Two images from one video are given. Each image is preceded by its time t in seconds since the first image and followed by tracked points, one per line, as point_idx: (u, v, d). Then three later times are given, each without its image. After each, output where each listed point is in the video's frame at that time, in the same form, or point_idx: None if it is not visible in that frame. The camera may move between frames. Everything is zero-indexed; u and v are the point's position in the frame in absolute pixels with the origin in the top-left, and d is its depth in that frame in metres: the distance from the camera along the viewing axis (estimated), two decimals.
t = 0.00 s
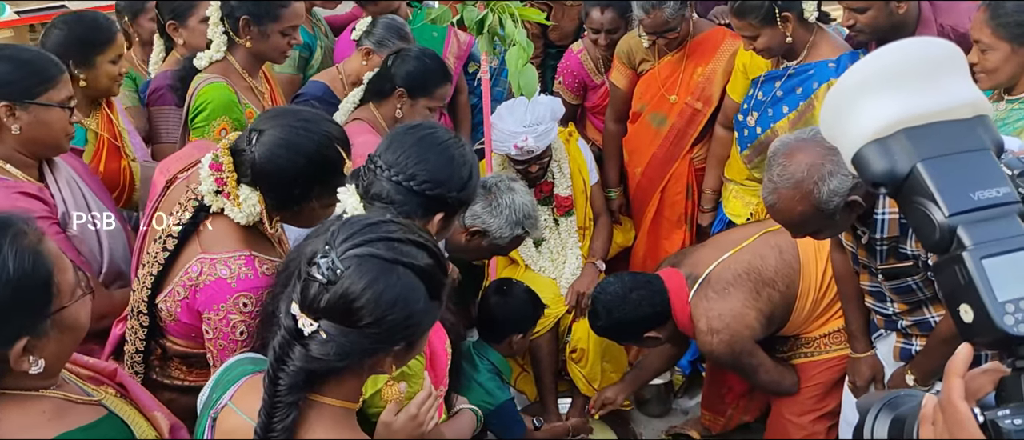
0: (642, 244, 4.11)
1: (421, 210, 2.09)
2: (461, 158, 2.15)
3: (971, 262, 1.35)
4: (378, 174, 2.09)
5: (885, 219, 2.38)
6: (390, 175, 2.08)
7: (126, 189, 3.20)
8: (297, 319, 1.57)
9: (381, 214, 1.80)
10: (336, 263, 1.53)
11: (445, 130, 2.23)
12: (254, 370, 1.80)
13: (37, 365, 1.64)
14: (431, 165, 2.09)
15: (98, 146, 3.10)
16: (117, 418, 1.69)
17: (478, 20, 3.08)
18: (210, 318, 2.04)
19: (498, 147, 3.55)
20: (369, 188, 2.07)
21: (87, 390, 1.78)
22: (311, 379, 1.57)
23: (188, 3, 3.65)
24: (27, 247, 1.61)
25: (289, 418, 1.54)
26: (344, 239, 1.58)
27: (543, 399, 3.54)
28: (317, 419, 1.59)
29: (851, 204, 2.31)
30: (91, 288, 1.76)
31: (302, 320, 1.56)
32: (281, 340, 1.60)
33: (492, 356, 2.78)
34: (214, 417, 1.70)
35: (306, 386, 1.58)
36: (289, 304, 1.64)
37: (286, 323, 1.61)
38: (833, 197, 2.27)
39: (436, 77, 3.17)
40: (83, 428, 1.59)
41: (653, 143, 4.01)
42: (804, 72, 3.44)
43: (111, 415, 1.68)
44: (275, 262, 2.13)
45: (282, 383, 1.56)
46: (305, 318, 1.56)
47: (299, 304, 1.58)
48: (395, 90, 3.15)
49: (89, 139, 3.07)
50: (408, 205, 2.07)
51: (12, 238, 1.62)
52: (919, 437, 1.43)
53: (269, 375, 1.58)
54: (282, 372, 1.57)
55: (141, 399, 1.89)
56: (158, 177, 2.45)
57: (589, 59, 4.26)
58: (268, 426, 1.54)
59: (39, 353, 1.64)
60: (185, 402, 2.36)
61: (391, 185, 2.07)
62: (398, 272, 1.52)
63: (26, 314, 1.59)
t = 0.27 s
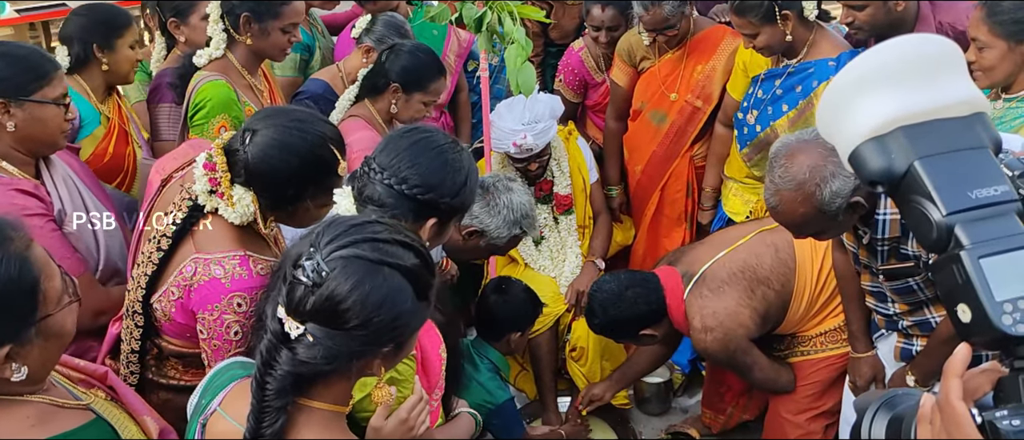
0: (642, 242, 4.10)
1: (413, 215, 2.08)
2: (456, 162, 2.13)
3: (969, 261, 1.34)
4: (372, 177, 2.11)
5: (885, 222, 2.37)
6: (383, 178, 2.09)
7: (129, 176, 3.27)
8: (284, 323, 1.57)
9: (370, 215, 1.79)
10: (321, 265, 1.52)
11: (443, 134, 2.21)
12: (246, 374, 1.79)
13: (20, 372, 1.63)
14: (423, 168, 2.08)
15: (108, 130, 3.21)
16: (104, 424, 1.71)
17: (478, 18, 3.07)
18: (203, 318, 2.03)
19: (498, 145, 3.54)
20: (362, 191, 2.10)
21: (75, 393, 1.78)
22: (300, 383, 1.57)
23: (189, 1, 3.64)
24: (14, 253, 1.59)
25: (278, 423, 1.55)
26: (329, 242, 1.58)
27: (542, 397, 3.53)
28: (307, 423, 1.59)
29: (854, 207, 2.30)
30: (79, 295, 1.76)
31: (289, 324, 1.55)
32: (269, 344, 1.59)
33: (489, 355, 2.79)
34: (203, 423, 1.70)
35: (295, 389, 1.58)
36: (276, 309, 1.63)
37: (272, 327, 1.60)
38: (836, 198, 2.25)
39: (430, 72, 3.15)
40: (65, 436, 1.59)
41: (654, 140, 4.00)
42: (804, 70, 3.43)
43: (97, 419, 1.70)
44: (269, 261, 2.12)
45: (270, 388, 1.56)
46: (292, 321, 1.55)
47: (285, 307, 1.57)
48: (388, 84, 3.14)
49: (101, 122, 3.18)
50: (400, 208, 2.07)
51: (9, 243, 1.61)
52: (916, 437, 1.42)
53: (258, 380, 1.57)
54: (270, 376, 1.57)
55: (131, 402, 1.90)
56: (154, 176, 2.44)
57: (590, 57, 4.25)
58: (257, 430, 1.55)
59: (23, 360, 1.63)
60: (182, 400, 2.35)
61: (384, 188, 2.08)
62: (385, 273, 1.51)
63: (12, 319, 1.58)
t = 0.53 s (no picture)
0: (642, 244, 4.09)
1: (412, 219, 2.08)
2: (456, 167, 2.13)
3: (970, 265, 1.33)
4: (372, 181, 2.10)
5: (886, 222, 2.36)
6: (383, 182, 2.08)
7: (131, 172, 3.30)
8: (284, 329, 1.56)
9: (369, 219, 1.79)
10: (321, 270, 1.52)
11: (442, 137, 2.21)
12: (245, 377, 1.80)
13: (15, 374, 1.62)
14: (423, 172, 2.08)
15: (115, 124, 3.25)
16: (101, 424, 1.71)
17: (477, 19, 3.07)
18: (204, 320, 2.03)
19: (497, 146, 3.54)
20: (362, 196, 2.09)
21: (71, 395, 1.78)
22: (300, 388, 1.57)
23: (189, 3, 3.64)
24: (4, 255, 1.58)
25: (278, 428, 1.55)
26: (329, 246, 1.57)
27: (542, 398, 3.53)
28: (308, 427, 1.59)
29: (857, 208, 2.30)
30: (72, 296, 1.76)
31: (288, 329, 1.55)
32: (269, 349, 1.59)
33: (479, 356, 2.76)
34: (204, 426, 1.70)
35: (295, 394, 1.57)
36: (275, 313, 1.63)
37: (272, 332, 1.60)
38: (838, 196, 2.25)
39: (426, 71, 3.15)
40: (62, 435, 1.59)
41: (654, 141, 4.00)
42: (804, 71, 3.43)
43: (95, 418, 1.71)
44: (269, 263, 2.12)
45: (270, 393, 1.55)
46: (291, 326, 1.55)
47: (285, 313, 1.57)
48: (385, 84, 3.14)
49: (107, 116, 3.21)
50: (399, 213, 2.06)
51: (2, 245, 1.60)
52: None
53: (258, 385, 1.57)
54: (270, 382, 1.56)
55: (128, 403, 1.91)
56: (153, 178, 2.45)
57: (591, 58, 4.26)
58: (258, 435, 1.55)
59: (16, 363, 1.62)
60: (182, 401, 2.36)
61: (383, 192, 2.07)
62: (384, 278, 1.51)
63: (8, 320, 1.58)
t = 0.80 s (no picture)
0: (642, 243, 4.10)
1: (406, 217, 2.09)
2: (450, 164, 2.14)
3: (967, 264, 1.34)
4: (365, 179, 2.10)
5: (887, 221, 2.38)
6: (377, 180, 2.08)
7: (120, 177, 3.27)
8: (283, 326, 1.56)
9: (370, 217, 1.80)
10: (320, 267, 1.52)
11: (435, 135, 2.22)
12: (243, 377, 1.80)
13: (15, 372, 1.63)
14: (417, 170, 2.08)
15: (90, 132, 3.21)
16: (101, 423, 1.71)
17: (474, 19, 3.06)
18: (203, 319, 2.04)
19: (494, 146, 3.54)
20: (356, 194, 2.09)
21: (71, 392, 1.78)
22: (299, 385, 1.57)
23: (188, 3, 3.65)
24: (3, 254, 1.58)
25: (278, 426, 1.55)
26: (328, 243, 1.57)
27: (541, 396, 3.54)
28: (308, 425, 1.59)
29: (858, 207, 2.31)
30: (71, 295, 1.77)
31: (288, 326, 1.55)
32: (269, 346, 1.59)
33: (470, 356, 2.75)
34: (203, 427, 1.70)
35: (295, 392, 1.58)
36: (276, 310, 1.63)
37: (271, 330, 1.60)
38: (840, 194, 2.25)
39: (420, 69, 3.15)
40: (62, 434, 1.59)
41: (654, 140, 4.01)
42: (803, 70, 3.44)
43: (96, 417, 1.71)
44: (269, 262, 2.13)
45: (270, 391, 1.56)
46: (292, 324, 1.55)
47: (285, 310, 1.57)
48: (380, 83, 3.15)
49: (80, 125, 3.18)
50: (393, 211, 2.07)
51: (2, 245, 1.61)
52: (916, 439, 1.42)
53: (258, 383, 1.57)
54: (270, 379, 1.57)
55: (128, 401, 1.92)
56: (152, 178, 2.45)
57: (592, 58, 4.25)
58: (258, 433, 1.56)
59: (16, 361, 1.63)
60: (182, 401, 2.36)
61: (377, 190, 2.07)
62: (384, 275, 1.51)
63: (8, 318, 1.58)
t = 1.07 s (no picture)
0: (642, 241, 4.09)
1: (400, 213, 2.08)
2: (442, 160, 2.14)
3: (962, 259, 1.33)
4: (358, 176, 2.09)
5: (889, 221, 2.37)
6: (370, 176, 2.08)
7: (122, 174, 3.27)
8: (284, 322, 1.57)
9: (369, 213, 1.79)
10: (320, 263, 1.51)
11: (427, 131, 2.21)
12: (242, 374, 1.80)
13: (17, 369, 1.63)
14: (410, 166, 2.08)
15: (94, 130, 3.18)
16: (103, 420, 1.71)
17: (472, 18, 3.06)
18: (200, 317, 2.04)
19: (492, 144, 3.54)
20: (349, 190, 2.08)
21: (72, 390, 1.78)
22: (299, 381, 1.57)
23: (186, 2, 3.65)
24: (5, 252, 1.59)
25: (279, 421, 1.53)
26: (327, 239, 1.56)
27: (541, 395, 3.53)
28: (307, 421, 1.59)
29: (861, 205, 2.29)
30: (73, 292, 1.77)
31: (288, 322, 1.56)
32: (269, 342, 1.60)
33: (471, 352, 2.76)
34: (202, 424, 1.69)
35: (295, 386, 1.58)
36: (275, 306, 1.63)
37: (272, 325, 1.61)
38: (842, 195, 2.25)
39: (416, 66, 3.16)
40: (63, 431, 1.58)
41: (655, 139, 4.00)
42: (804, 67, 3.44)
43: (98, 415, 1.71)
44: (265, 260, 2.13)
45: (270, 386, 1.55)
46: (292, 319, 1.56)
47: (284, 305, 1.57)
48: (376, 81, 3.14)
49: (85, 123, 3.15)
50: (388, 206, 2.07)
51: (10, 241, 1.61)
52: (912, 434, 1.42)
53: (257, 378, 1.57)
54: (270, 375, 1.56)
55: (128, 399, 1.90)
56: (151, 175, 2.45)
57: (592, 56, 4.25)
58: (259, 429, 1.53)
59: (19, 358, 1.63)
60: (181, 399, 2.36)
61: (371, 187, 2.07)
62: (383, 270, 1.51)
63: (9, 315, 1.58)
